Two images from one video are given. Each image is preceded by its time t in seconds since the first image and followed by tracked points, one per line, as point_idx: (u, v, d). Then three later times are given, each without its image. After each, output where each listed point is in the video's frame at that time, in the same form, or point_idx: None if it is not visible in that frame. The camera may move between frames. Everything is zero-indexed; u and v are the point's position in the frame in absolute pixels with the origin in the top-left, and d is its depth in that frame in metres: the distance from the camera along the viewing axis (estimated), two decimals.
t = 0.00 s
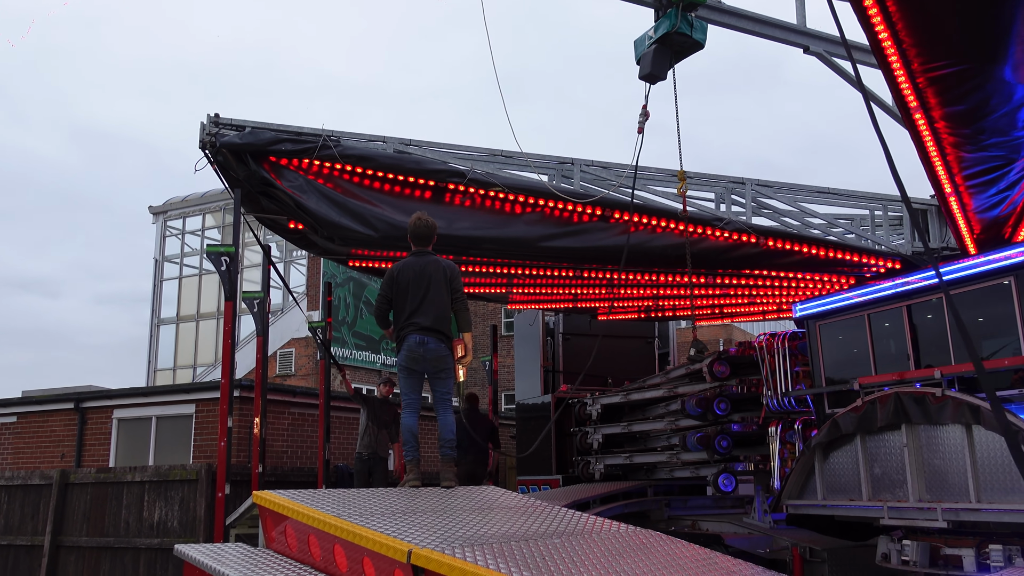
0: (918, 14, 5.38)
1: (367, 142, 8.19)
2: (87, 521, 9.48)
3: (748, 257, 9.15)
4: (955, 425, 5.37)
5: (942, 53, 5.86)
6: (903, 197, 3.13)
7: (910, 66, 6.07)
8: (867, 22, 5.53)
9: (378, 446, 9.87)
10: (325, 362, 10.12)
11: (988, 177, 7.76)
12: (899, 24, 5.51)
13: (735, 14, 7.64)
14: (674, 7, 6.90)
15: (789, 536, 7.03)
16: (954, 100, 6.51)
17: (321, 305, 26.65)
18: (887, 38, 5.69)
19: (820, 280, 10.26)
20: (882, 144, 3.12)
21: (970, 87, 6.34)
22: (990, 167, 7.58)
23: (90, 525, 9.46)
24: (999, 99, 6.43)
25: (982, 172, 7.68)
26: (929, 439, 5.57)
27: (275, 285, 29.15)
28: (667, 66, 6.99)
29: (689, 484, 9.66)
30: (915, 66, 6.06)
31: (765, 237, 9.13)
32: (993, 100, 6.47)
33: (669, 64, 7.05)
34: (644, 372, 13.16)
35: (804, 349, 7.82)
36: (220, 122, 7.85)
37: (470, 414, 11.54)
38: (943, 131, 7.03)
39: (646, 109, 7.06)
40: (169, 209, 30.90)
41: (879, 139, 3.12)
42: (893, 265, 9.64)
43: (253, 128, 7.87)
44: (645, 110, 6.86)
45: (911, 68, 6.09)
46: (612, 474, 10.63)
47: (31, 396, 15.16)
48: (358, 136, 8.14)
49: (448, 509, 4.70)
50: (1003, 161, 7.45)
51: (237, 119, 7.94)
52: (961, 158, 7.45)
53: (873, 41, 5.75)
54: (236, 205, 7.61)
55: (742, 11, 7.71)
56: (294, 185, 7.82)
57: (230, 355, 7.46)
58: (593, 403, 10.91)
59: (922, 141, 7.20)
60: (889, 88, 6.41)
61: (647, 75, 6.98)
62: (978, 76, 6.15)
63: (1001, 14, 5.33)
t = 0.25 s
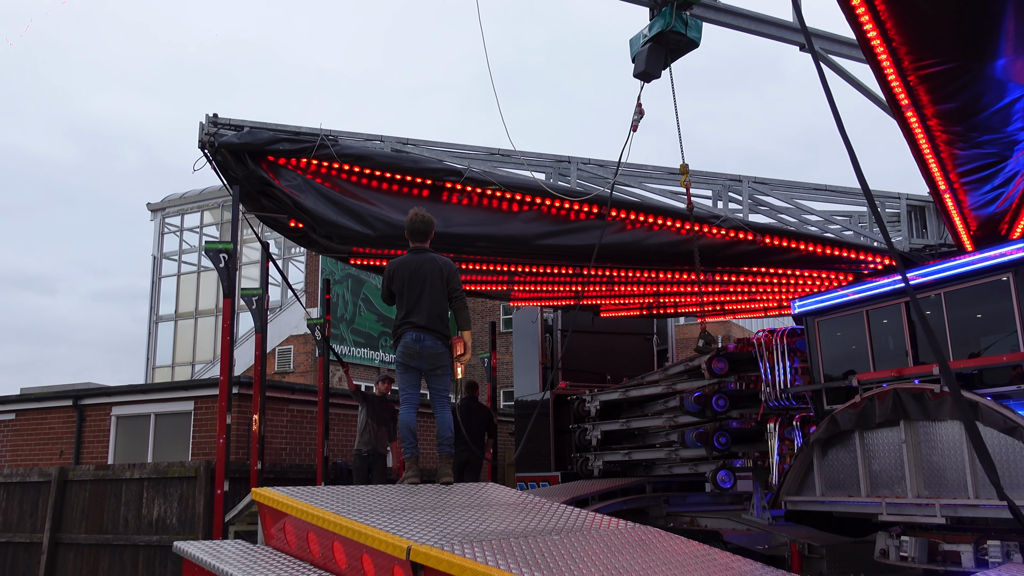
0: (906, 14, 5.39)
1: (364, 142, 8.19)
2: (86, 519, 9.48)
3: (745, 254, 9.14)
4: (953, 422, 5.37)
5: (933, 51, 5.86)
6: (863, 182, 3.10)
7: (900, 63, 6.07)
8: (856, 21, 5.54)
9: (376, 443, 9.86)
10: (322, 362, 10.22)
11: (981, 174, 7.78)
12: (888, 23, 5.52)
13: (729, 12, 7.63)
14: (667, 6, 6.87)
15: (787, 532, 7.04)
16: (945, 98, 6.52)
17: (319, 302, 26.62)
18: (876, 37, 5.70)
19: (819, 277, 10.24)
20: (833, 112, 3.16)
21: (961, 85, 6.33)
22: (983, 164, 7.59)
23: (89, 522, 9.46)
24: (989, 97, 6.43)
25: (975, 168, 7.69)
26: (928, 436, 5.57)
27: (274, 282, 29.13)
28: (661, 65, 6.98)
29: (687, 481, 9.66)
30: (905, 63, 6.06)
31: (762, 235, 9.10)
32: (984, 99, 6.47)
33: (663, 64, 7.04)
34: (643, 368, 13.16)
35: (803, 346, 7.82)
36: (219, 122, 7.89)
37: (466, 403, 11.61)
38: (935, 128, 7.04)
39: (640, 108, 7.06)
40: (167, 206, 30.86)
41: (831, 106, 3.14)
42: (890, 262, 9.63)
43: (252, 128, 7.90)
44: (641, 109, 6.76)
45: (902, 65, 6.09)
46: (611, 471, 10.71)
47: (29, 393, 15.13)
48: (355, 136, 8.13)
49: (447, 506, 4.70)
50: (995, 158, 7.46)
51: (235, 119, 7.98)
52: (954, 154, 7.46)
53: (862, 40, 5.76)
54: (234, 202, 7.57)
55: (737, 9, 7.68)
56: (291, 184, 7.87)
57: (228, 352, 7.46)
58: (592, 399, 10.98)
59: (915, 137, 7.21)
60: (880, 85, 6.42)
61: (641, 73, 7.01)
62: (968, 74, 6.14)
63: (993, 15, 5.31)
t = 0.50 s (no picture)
0: (894, 14, 5.38)
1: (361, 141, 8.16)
2: (84, 516, 9.48)
3: (742, 253, 9.14)
4: (952, 419, 5.37)
5: (922, 51, 5.84)
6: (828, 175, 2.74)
7: (890, 63, 6.05)
8: (845, 21, 5.55)
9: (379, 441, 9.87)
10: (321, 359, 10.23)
11: (974, 171, 7.81)
12: (876, 22, 5.51)
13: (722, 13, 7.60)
14: (662, 6, 6.85)
15: (785, 530, 7.07)
16: (936, 97, 6.52)
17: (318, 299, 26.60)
18: (865, 37, 5.68)
19: (816, 275, 10.24)
20: (798, 102, 2.83)
21: (951, 84, 6.33)
22: (976, 161, 7.62)
23: (87, 520, 9.46)
24: (979, 95, 6.45)
25: (967, 166, 7.72)
26: (926, 433, 5.58)
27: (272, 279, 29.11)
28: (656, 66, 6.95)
29: (685, 478, 9.67)
30: (895, 63, 6.04)
31: (759, 233, 9.12)
32: (975, 97, 6.48)
33: (658, 64, 6.99)
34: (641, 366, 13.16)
35: (801, 343, 7.85)
36: (218, 123, 7.83)
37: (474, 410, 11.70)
38: (928, 127, 7.05)
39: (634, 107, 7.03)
40: (166, 203, 30.82)
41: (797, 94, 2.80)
42: (887, 260, 9.62)
43: (250, 128, 7.86)
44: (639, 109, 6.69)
45: (893, 65, 6.08)
46: (609, 468, 10.74)
47: (27, 390, 15.12)
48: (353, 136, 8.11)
49: (446, 503, 4.70)
50: (987, 155, 7.49)
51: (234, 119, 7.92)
52: (947, 153, 7.48)
53: (852, 40, 5.77)
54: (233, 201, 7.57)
55: (733, 8, 7.65)
56: (290, 184, 7.84)
57: (226, 349, 7.45)
58: (591, 397, 10.98)
59: (907, 137, 7.22)
60: (870, 86, 6.42)
61: (636, 73, 6.98)
62: (957, 72, 6.14)
63: (982, 15, 5.31)
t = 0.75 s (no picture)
0: (881, 15, 5.37)
1: (359, 142, 8.07)
2: (83, 514, 9.48)
3: (739, 252, 9.14)
4: (950, 417, 5.38)
5: (911, 51, 5.84)
6: (797, 161, 2.72)
7: (879, 63, 6.05)
8: (833, 22, 5.55)
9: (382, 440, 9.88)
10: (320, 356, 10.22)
11: (967, 170, 7.84)
12: (865, 23, 5.51)
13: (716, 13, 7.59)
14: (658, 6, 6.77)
15: (785, 528, 7.20)
16: (927, 97, 6.53)
17: (316, 298, 26.59)
18: (852, 37, 5.68)
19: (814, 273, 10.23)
20: (764, 78, 2.80)
21: (941, 83, 6.34)
22: (969, 161, 7.65)
23: (86, 518, 9.45)
24: (970, 95, 6.47)
25: (960, 165, 7.75)
26: (924, 431, 5.59)
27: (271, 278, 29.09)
28: (652, 67, 6.92)
29: (684, 476, 9.67)
30: (885, 63, 6.03)
31: (756, 232, 9.07)
32: (966, 97, 6.50)
33: (654, 64, 6.98)
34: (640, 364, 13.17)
35: (800, 342, 7.85)
36: (216, 124, 7.78)
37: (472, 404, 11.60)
38: (920, 126, 7.07)
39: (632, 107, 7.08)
40: (164, 201, 30.79)
41: (763, 70, 2.77)
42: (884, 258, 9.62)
43: (249, 129, 7.82)
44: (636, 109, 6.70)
45: (884, 64, 6.07)
46: (608, 466, 10.77)
47: (26, 389, 15.11)
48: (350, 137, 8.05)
49: (445, 501, 4.71)
50: (981, 155, 7.52)
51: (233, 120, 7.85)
52: (939, 151, 7.51)
53: (841, 41, 5.77)
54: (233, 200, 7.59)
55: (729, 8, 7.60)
56: (288, 185, 7.86)
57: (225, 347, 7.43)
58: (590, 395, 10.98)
59: (899, 136, 7.25)
60: (860, 85, 6.44)
61: (633, 74, 6.95)
62: (946, 72, 6.14)
63: (972, 15, 5.31)
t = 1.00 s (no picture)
0: (872, 17, 5.36)
1: (358, 144, 8.13)
2: (82, 512, 9.48)
3: (737, 252, 9.13)
4: (949, 416, 5.38)
5: (903, 52, 5.83)
6: (770, 162, 2.68)
7: (871, 64, 6.04)
8: (825, 26, 5.55)
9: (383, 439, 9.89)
10: (319, 355, 10.21)
11: (962, 169, 7.87)
12: (857, 26, 5.51)
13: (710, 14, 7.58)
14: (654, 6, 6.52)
15: (784, 527, 7.24)
16: (920, 98, 6.54)
17: (316, 296, 26.58)
18: (843, 39, 5.67)
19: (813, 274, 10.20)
20: (741, 85, 2.75)
21: (934, 84, 6.33)
22: (964, 160, 7.68)
23: (86, 516, 9.45)
24: (963, 96, 6.49)
25: (955, 164, 7.78)
26: (924, 431, 5.59)
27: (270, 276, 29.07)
28: (649, 68, 6.67)
29: (684, 475, 9.67)
30: (876, 64, 6.02)
31: (754, 232, 9.07)
32: (959, 97, 6.51)
33: (651, 65, 6.71)
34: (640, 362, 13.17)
35: (799, 341, 7.88)
36: (217, 126, 7.78)
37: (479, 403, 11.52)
38: (914, 126, 7.07)
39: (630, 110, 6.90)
40: (163, 200, 30.77)
41: (738, 74, 2.74)
42: (883, 258, 9.60)
43: (249, 131, 7.81)
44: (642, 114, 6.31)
45: (878, 66, 6.06)
46: (607, 465, 10.77)
47: (26, 387, 15.12)
48: (349, 138, 8.09)
49: (445, 500, 4.71)
50: (975, 155, 7.55)
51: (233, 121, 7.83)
52: (934, 151, 7.53)
53: (833, 43, 5.77)
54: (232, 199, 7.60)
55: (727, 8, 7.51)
56: (287, 186, 7.86)
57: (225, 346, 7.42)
58: (590, 394, 10.98)
59: (893, 137, 7.27)
60: (853, 87, 6.44)
61: (629, 74, 6.68)
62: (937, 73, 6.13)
63: (963, 18, 5.31)
